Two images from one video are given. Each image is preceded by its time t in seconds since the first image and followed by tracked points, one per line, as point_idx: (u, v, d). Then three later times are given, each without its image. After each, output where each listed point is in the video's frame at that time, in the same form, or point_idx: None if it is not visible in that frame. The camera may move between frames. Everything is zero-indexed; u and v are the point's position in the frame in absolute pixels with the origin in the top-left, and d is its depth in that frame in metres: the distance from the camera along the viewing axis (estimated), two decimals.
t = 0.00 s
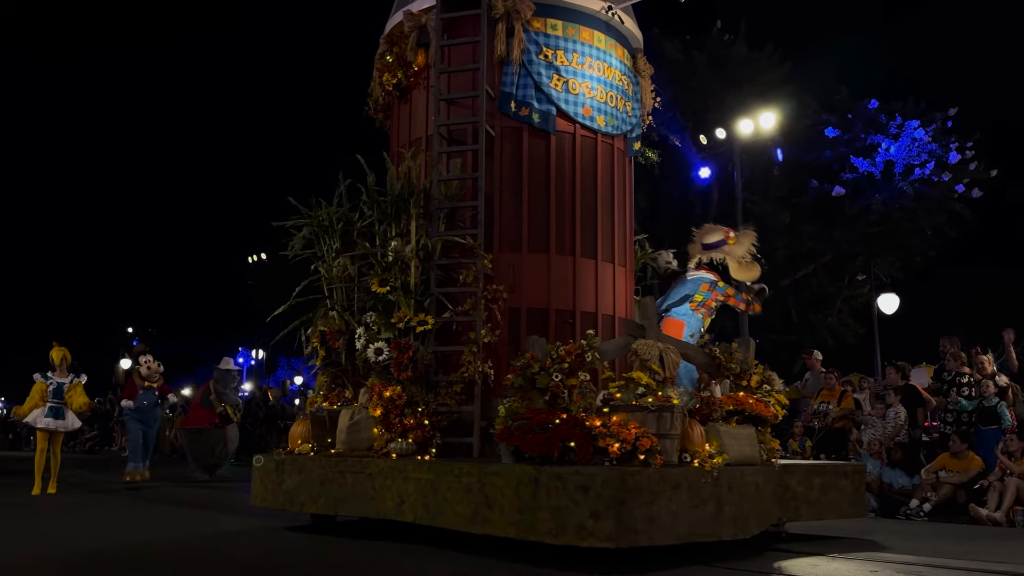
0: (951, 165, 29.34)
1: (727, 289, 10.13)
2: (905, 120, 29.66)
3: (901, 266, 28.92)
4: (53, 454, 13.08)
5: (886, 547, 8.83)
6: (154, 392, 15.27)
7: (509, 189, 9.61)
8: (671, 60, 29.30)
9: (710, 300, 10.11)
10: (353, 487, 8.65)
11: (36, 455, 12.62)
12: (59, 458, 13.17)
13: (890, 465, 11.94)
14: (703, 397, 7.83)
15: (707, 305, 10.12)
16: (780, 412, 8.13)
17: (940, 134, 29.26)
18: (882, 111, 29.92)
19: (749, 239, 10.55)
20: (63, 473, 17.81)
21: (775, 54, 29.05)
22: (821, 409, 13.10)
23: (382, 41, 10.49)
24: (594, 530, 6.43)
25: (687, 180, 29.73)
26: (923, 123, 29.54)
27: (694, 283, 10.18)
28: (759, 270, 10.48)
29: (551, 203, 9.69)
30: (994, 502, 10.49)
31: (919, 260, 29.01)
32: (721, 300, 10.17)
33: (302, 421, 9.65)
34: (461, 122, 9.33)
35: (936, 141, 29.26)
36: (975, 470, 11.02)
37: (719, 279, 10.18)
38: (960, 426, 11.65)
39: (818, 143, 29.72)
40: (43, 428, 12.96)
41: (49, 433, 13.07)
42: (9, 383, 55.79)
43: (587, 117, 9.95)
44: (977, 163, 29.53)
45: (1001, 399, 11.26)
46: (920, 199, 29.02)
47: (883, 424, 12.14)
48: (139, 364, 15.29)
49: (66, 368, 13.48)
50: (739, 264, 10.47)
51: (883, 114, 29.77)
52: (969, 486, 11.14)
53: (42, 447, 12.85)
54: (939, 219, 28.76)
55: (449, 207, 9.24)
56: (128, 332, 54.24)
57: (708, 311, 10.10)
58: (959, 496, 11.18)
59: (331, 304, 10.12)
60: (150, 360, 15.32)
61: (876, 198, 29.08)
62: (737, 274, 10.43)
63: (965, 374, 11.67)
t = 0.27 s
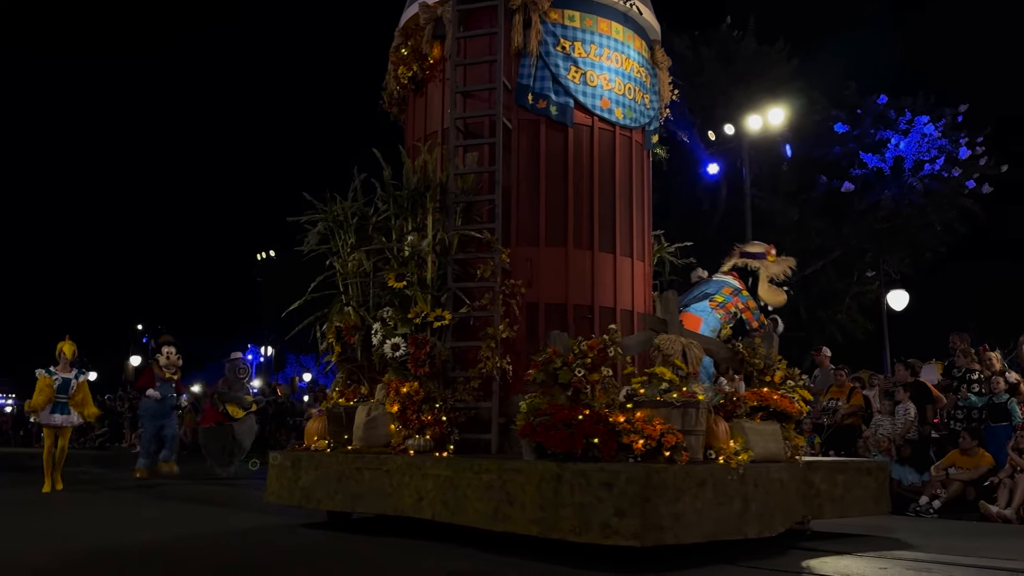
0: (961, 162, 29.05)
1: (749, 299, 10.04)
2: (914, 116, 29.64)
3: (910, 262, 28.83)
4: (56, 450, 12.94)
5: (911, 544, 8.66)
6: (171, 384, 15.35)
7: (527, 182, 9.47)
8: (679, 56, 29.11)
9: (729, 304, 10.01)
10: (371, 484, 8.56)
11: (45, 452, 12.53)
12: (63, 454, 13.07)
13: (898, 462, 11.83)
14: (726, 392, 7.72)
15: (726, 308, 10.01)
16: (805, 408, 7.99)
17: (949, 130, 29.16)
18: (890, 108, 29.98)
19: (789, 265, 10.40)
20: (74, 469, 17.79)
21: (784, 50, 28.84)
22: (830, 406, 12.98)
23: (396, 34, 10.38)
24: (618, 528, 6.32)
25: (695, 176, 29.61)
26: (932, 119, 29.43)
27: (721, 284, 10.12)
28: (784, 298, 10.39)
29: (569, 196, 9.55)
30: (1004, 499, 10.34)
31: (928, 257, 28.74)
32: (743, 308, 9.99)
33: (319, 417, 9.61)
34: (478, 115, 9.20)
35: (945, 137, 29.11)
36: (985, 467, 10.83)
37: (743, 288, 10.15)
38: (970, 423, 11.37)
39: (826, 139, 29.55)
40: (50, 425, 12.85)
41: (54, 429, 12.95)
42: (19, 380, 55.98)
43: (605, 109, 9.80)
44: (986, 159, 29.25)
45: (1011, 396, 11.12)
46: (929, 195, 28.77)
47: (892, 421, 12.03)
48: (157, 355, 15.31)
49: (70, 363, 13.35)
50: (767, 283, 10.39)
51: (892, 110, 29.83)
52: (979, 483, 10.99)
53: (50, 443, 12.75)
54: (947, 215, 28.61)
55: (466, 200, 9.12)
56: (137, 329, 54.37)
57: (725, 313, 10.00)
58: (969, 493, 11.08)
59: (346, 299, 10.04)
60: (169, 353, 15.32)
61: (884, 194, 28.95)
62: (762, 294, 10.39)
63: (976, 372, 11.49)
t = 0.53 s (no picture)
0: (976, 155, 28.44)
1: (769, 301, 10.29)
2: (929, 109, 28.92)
3: (923, 256, 28.49)
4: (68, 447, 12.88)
5: (940, 540, 8.52)
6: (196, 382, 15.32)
7: (548, 174, 9.34)
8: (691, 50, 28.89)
9: (754, 301, 10.15)
10: (392, 478, 8.50)
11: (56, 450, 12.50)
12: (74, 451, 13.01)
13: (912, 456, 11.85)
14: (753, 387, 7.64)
15: (750, 303, 10.13)
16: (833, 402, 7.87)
17: (964, 123, 28.47)
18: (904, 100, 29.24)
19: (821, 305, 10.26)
20: (89, 465, 17.81)
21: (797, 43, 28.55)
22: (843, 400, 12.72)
23: (414, 25, 10.27)
24: (647, 524, 6.21)
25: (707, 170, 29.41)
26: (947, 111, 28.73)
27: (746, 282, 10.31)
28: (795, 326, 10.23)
29: (591, 187, 9.40)
30: (1017, 493, 10.16)
31: (942, 251, 28.37)
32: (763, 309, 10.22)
33: (339, 412, 9.60)
34: (498, 106, 9.07)
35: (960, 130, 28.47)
36: (998, 461, 10.62)
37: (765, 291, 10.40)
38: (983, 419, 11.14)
39: (839, 133, 28.88)
40: (61, 422, 12.80)
41: (66, 425, 12.91)
42: (35, 375, 56.47)
43: (626, 99, 9.65)
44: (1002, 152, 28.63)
45: None
46: (943, 189, 28.30)
47: (905, 416, 11.96)
48: (184, 353, 15.36)
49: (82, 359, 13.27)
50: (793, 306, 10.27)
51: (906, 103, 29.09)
52: (992, 477, 10.79)
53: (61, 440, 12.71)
54: (961, 208, 28.08)
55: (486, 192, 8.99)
56: (150, 325, 54.67)
57: (749, 306, 10.08)
58: (982, 488, 10.91)
59: (365, 293, 9.96)
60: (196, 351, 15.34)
61: (898, 187, 28.47)
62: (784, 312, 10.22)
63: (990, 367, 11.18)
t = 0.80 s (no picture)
0: (992, 146, 27.82)
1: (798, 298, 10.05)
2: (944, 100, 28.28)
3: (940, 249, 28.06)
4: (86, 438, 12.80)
5: (976, 535, 8.33)
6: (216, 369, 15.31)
7: (571, 164, 9.18)
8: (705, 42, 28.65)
9: (783, 295, 9.93)
10: (415, 471, 8.43)
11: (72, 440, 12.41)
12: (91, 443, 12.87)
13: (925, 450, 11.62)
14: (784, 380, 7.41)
15: (779, 297, 9.92)
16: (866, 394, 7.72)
17: (980, 115, 27.86)
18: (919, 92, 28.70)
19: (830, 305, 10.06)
20: (110, 459, 17.86)
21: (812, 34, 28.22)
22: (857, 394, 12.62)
23: (435, 14, 10.14)
24: (679, 519, 6.09)
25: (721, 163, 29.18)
26: (963, 103, 28.17)
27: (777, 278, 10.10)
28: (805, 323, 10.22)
29: (615, 177, 9.24)
30: None
31: (959, 243, 27.96)
32: (789, 306, 9.99)
33: (360, 404, 9.56)
34: (521, 95, 8.93)
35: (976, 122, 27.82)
36: (1017, 456, 10.44)
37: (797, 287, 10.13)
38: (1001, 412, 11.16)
39: (855, 124, 28.67)
40: (77, 411, 12.67)
41: (83, 416, 12.80)
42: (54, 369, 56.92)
43: (651, 87, 9.49)
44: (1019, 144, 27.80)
45: None
46: (959, 180, 27.83)
47: (921, 409, 11.75)
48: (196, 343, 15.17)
49: (98, 351, 13.28)
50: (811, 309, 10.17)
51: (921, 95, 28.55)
52: (1011, 472, 10.52)
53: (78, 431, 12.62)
54: (978, 199, 27.70)
55: (509, 182, 8.84)
56: (166, 320, 54.93)
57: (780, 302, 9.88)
58: (1000, 482, 10.59)
59: (386, 285, 9.87)
60: (208, 338, 15.22)
61: (913, 179, 28.02)
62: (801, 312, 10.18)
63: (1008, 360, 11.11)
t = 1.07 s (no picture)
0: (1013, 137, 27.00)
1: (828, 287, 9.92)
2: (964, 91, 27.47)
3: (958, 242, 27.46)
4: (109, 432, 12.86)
5: (1014, 531, 8.13)
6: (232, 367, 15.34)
7: (597, 154, 9.02)
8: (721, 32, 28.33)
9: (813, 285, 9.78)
10: (440, 465, 8.35)
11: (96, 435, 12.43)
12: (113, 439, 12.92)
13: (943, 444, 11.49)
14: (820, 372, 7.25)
15: (812, 287, 9.76)
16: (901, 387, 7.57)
17: (1000, 105, 27.11)
18: (938, 82, 27.83)
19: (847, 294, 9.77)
20: (130, 453, 17.90)
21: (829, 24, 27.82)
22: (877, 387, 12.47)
23: (456, 3, 10.00)
24: (714, 514, 5.96)
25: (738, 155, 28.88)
26: (983, 93, 27.31)
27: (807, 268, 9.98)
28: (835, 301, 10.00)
29: (642, 168, 9.08)
30: None
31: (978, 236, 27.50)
32: (822, 295, 9.87)
33: (384, 398, 9.49)
34: (545, 84, 8.77)
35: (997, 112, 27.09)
36: None
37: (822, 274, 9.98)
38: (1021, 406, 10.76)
39: (871, 117, 27.84)
40: (100, 408, 12.71)
41: (104, 412, 12.82)
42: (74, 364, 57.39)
43: (677, 75, 9.31)
44: None
45: None
46: (979, 173, 27.22)
47: (940, 404, 11.50)
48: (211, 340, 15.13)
49: (117, 345, 13.24)
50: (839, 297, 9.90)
51: (941, 85, 27.64)
52: None
53: (100, 426, 12.64)
54: (998, 191, 27.20)
55: (533, 173, 8.70)
56: (184, 315, 55.21)
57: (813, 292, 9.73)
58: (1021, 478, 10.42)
59: (409, 277, 9.85)
60: (221, 335, 15.17)
61: (932, 171, 27.27)
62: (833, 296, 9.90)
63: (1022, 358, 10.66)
